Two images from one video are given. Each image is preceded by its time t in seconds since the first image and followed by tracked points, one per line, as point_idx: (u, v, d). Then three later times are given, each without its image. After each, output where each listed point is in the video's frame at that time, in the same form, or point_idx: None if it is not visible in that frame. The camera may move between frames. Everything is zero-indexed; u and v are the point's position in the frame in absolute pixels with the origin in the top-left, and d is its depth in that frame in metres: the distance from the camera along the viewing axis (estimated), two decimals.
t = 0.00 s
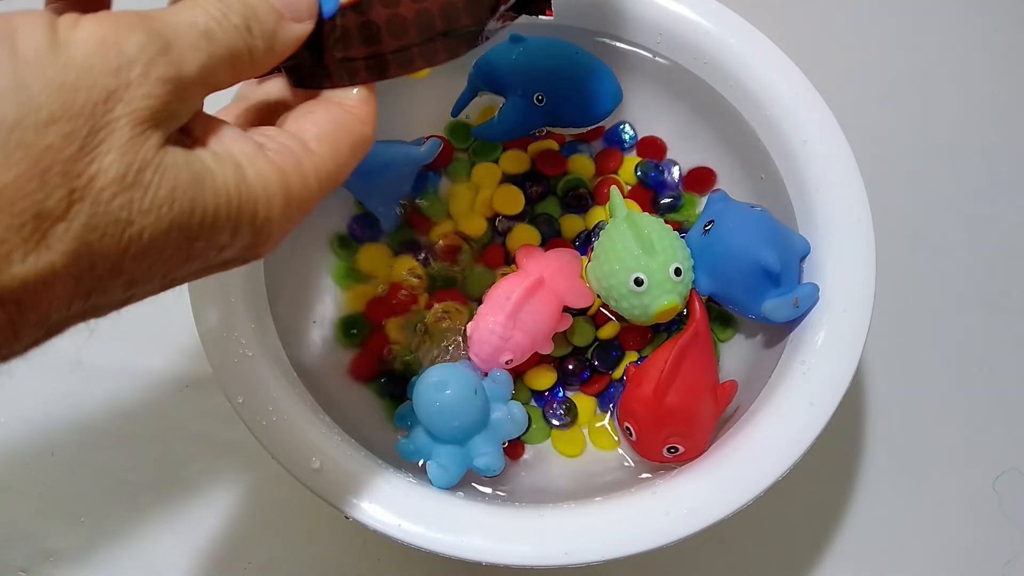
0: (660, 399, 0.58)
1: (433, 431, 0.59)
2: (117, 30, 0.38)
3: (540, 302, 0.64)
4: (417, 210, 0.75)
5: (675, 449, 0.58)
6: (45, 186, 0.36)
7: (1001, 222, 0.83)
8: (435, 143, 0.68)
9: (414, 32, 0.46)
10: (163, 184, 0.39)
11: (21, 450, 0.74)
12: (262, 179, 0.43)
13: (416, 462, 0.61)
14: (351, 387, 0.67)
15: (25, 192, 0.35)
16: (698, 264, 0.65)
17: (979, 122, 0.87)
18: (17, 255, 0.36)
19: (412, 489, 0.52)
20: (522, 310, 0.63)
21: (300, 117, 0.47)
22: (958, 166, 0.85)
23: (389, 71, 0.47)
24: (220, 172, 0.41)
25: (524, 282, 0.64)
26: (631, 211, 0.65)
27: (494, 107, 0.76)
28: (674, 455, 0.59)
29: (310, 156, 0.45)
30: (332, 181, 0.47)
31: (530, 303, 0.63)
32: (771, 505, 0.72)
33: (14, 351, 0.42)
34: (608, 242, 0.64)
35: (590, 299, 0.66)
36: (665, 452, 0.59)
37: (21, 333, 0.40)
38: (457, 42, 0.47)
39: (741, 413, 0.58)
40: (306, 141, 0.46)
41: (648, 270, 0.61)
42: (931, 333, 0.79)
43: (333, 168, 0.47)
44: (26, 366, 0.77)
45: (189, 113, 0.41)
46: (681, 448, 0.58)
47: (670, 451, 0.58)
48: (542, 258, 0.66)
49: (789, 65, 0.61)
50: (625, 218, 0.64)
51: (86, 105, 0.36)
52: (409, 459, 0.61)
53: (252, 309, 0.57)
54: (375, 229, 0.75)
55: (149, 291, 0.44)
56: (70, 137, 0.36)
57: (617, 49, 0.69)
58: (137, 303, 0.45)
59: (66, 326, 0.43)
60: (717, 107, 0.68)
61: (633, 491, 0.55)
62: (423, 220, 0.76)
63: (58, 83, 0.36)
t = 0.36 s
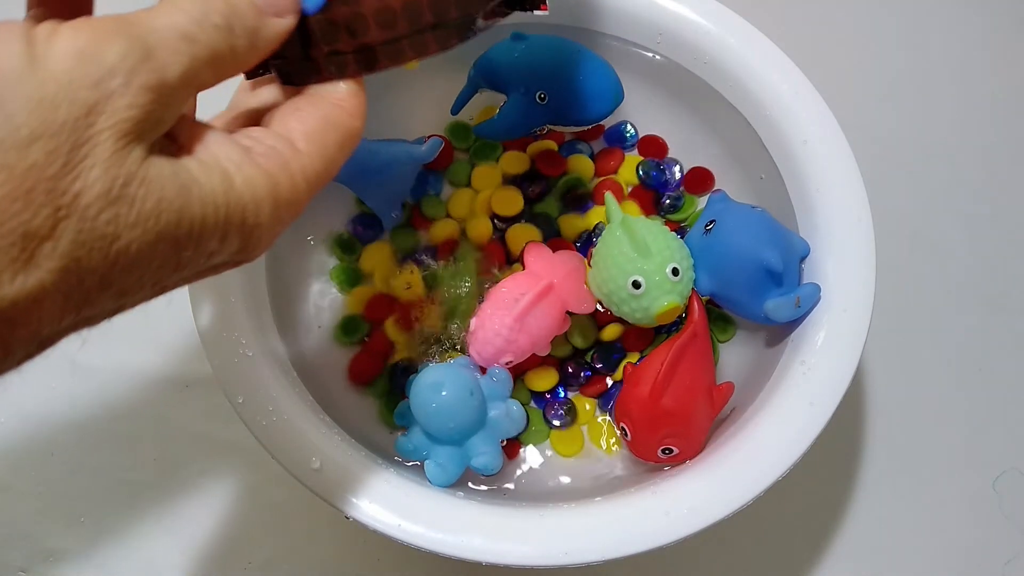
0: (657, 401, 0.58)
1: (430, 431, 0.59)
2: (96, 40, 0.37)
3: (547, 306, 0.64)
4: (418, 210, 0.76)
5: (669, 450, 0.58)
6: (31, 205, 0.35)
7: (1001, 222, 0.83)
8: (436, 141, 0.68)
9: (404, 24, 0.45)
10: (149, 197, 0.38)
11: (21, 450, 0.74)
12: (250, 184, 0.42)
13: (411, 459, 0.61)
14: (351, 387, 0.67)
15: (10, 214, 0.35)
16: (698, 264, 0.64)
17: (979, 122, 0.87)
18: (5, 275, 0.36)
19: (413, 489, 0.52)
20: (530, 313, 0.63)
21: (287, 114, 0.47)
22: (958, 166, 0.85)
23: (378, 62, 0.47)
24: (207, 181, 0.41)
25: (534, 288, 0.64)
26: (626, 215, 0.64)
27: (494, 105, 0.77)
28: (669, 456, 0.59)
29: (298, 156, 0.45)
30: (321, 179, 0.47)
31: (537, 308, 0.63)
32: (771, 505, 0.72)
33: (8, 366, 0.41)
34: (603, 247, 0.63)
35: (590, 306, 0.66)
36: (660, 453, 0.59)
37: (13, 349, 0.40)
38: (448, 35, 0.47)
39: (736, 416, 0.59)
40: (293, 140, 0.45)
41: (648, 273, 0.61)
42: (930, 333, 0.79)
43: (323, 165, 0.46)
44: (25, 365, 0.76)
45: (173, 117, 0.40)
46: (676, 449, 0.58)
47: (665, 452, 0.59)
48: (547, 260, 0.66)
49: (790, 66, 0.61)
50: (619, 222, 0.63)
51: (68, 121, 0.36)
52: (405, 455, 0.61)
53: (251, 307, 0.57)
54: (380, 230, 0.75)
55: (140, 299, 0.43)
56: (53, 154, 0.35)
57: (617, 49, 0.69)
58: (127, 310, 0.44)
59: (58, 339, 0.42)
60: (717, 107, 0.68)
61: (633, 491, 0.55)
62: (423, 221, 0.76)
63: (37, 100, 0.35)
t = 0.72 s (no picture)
0: (659, 403, 0.58)
1: (425, 431, 0.59)
2: (77, 61, 0.36)
3: (546, 307, 0.64)
4: (417, 210, 0.76)
5: (674, 452, 0.58)
6: (26, 233, 0.34)
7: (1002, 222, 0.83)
8: (436, 143, 0.71)
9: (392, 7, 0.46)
10: (142, 216, 0.37)
11: (21, 450, 0.74)
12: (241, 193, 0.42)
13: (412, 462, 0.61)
14: (351, 386, 0.67)
15: (6, 245, 0.34)
16: (698, 266, 0.65)
17: (979, 122, 0.87)
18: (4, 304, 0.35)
19: (413, 489, 0.52)
20: (528, 313, 0.63)
21: (278, 110, 0.47)
22: (958, 166, 0.85)
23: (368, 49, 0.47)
24: (196, 196, 0.40)
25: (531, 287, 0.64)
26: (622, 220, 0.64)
27: (493, 104, 0.77)
28: (674, 458, 0.58)
29: (286, 160, 0.45)
30: (311, 181, 0.46)
31: (535, 308, 0.63)
32: (771, 504, 0.72)
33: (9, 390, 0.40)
34: (602, 253, 0.64)
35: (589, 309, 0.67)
36: (664, 455, 0.59)
37: (14, 373, 0.39)
38: (439, 22, 0.48)
39: (740, 415, 0.58)
40: (282, 140, 0.45)
41: (643, 278, 0.61)
42: (930, 333, 0.79)
43: (316, 163, 0.46)
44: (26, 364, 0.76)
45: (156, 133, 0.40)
46: (680, 451, 0.58)
47: (670, 454, 0.58)
48: (546, 262, 0.67)
49: (790, 66, 0.61)
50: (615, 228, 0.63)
51: (57, 146, 0.34)
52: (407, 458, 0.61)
53: (251, 308, 0.57)
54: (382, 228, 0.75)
55: (137, 316, 0.43)
56: (43, 182, 0.34)
57: (618, 50, 0.69)
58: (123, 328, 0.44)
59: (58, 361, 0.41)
60: (717, 107, 0.68)
61: (633, 491, 0.55)
62: (422, 221, 0.76)
63: (23, 129, 0.34)
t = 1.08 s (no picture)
0: (658, 403, 0.58)
1: (424, 432, 0.59)
2: (87, 79, 0.37)
3: (541, 309, 0.64)
4: (417, 211, 0.76)
5: (673, 453, 0.58)
6: (42, 250, 0.35)
7: (1002, 222, 0.83)
8: (436, 144, 0.72)
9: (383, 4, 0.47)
10: (154, 227, 0.38)
11: (21, 450, 0.74)
12: (246, 199, 0.42)
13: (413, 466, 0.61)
14: (351, 387, 0.67)
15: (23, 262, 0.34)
16: (698, 268, 0.65)
17: (979, 122, 0.87)
18: (23, 322, 0.35)
19: (413, 489, 0.52)
20: (523, 316, 0.63)
21: (275, 111, 0.46)
22: (958, 166, 0.85)
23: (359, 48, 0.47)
24: (205, 205, 0.40)
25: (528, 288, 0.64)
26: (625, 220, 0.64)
27: (493, 104, 0.76)
28: (673, 458, 0.58)
29: (289, 164, 0.45)
30: (315, 185, 0.47)
31: (531, 310, 0.64)
32: (771, 504, 0.73)
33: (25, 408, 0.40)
34: (602, 253, 0.64)
35: (588, 310, 0.67)
36: (664, 456, 0.59)
37: (31, 390, 0.39)
38: (431, 22, 0.48)
39: (740, 416, 0.58)
40: (280, 143, 0.45)
41: (645, 279, 0.61)
42: (930, 333, 0.79)
43: (317, 164, 0.46)
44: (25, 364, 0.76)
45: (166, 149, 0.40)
46: (679, 452, 0.58)
47: (669, 455, 0.58)
48: (545, 263, 0.67)
49: (790, 65, 0.61)
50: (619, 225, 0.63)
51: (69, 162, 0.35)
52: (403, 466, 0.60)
53: (251, 310, 0.57)
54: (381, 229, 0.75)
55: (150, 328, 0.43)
56: (57, 198, 0.35)
57: (618, 51, 0.69)
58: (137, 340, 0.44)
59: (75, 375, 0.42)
60: (717, 108, 0.68)
61: (633, 491, 0.55)
62: (423, 222, 0.75)
63: (38, 146, 0.34)
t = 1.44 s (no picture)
0: (653, 403, 0.58)
1: (424, 433, 0.59)
2: (88, 89, 0.37)
3: (527, 298, 0.64)
4: (414, 211, 0.76)
5: (666, 453, 0.58)
6: (48, 261, 0.35)
7: (1002, 222, 0.83)
8: (437, 144, 0.69)
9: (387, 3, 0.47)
10: (158, 232, 0.38)
11: (22, 451, 0.74)
12: (249, 201, 0.42)
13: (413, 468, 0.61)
14: (351, 387, 0.67)
15: (30, 272, 0.35)
16: (697, 270, 0.64)
17: (979, 122, 0.87)
18: (33, 332, 0.36)
19: (413, 489, 0.52)
20: (508, 302, 0.64)
21: (278, 112, 0.46)
22: (958, 166, 0.85)
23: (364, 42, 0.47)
24: (207, 209, 0.40)
25: (515, 276, 0.65)
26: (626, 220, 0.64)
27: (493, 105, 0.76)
28: (666, 458, 0.59)
29: (292, 165, 0.45)
30: (318, 184, 0.47)
31: (517, 297, 0.64)
32: (771, 504, 0.73)
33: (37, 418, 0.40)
34: (602, 251, 0.64)
35: (583, 309, 0.66)
36: (657, 455, 0.59)
37: (45, 397, 0.39)
38: (434, 21, 0.49)
39: (735, 419, 0.59)
40: (283, 145, 0.45)
41: (645, 278, 0.61)
42: (930, 333, 0.79)
43: (321, 164, 0.46)
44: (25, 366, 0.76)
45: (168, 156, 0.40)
46: (673, 452, 0.58)
47: (662, 455, 0.58)
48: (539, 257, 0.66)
49: (789, 66, 0.61)
50: (619, 225, 0.63)
51: (73, 172, 0.35)
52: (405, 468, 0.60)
53: (250, 308, 0.57)
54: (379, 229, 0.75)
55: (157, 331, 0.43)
56: (61, 209, 0.35)
57: (617, 51, 0.69)
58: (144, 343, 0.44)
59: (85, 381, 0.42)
60: (717, 108, 0.68)
61: (633, 491, 0.55)
62: (420, 221, 0.76)
63: (41, 155, 0.35)
